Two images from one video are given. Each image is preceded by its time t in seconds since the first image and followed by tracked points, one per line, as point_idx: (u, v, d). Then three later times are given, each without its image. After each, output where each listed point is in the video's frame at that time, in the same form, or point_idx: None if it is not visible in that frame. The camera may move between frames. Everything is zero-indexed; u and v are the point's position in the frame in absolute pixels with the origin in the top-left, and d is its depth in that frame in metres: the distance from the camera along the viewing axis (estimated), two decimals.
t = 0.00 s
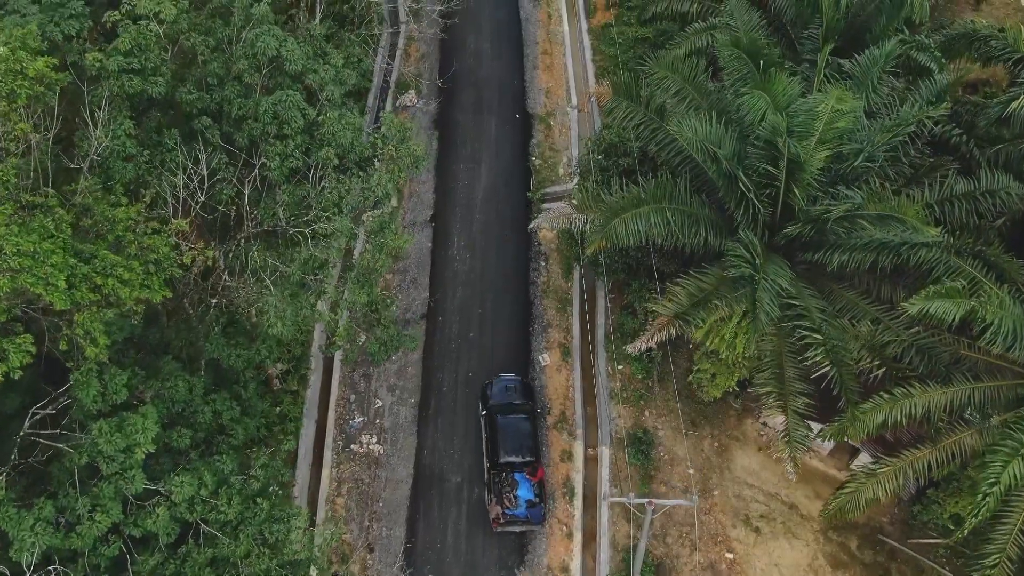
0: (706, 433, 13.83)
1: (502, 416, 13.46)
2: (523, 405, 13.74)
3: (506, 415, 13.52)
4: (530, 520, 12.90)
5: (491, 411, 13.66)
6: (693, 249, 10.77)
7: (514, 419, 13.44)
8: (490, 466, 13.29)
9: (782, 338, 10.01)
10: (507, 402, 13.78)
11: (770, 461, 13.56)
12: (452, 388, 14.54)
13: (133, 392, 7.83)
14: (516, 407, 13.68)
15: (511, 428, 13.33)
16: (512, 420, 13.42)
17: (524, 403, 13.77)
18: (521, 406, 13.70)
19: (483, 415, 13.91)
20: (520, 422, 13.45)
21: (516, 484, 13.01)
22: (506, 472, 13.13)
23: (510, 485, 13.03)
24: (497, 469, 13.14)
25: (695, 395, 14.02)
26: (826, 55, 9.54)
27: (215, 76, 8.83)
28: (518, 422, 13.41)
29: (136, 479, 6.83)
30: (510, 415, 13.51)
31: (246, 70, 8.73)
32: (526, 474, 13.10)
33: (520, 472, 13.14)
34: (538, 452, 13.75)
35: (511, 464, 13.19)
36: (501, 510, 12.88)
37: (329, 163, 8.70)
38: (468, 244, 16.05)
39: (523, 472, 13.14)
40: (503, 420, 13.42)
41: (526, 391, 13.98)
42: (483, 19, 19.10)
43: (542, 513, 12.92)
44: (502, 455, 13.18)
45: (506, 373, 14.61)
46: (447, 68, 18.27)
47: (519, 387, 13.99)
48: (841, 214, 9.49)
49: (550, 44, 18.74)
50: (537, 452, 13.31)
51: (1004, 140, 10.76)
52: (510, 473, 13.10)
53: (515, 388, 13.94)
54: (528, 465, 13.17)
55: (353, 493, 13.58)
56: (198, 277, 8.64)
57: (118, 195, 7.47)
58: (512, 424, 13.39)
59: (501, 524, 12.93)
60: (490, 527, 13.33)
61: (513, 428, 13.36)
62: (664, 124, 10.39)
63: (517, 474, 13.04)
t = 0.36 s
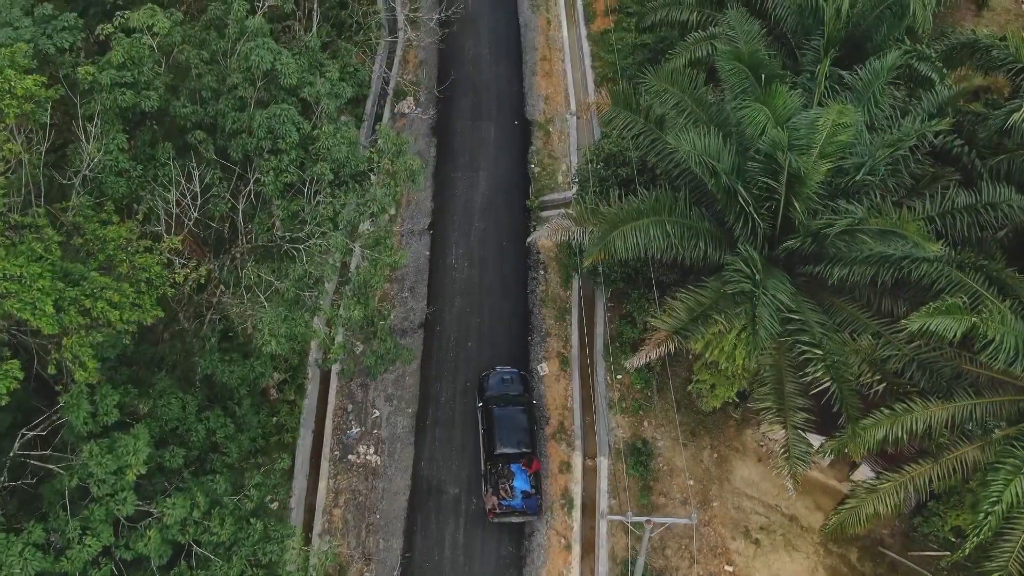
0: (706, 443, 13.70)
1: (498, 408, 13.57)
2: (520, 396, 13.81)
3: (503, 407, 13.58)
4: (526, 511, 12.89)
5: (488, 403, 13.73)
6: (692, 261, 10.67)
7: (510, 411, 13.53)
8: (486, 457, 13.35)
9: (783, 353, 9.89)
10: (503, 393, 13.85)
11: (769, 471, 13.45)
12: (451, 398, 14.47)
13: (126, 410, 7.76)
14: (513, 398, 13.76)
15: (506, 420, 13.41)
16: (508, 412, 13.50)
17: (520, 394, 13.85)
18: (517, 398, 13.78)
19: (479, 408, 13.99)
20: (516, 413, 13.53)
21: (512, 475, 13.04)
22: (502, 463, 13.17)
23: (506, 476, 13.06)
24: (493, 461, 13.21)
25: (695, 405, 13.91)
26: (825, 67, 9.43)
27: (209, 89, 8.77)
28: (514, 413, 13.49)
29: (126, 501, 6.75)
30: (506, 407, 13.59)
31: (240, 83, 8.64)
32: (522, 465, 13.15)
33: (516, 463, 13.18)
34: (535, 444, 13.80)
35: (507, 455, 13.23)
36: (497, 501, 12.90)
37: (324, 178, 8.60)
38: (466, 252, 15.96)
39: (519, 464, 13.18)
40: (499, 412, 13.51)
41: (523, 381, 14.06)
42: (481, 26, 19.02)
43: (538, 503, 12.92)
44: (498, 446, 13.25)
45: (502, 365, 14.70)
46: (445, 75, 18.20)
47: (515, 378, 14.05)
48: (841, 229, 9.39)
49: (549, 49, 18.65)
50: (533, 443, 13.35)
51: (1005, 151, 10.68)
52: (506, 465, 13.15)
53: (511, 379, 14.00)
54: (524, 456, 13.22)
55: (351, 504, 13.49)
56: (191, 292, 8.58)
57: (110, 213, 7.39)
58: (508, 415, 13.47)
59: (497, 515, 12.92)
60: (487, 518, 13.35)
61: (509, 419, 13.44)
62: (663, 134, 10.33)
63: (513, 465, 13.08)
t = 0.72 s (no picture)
0: (705, 455, 13.56)
1: (494, 399, 13.69)
2: (516, 388, 13.92)
3: (498, 398, 13.70)
4: (521, 501, 13.05)
5: (483, 394, 13.86)
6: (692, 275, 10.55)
7: (505, 402, 13.66)
8: (482, 448, 13.50)
9: (783, 371, 9.74)
10: (498, 385, 13.98)
11: (768, 484, 13.31)
12: (448, 410, 14.37)
13: (116, 432, 7.66)
14: (508, 390, 13.89)
15: (501, 411, 13.56)
16: (503, 403, 13.62)
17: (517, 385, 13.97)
18: (513, 389, 13.91)
19: (475, 399, 14.12)
20: (512, 403, 13.66)
21: (507, 466, 13.18)
22: (497, 454, 13.33)
23: (502, 466, 13.21)
24: (488, 452, 13.34)
25: (694, 416, 13.78)
26: (826, 82, 9.30)
27: (202, 104, 8.67)
28: (509, 404, 13.63)
29: (115, 528, 6.63)
30: (502, 399, 13.71)
31: (233, 98, 8.53)
32: (517, 456, 13.27)
33: (511, 454, 13.31)
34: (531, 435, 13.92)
35: (502, 446, 13.38)
36: (492, 491, 13.06)
37: (318, 196, 8.49)
38: (464, 262, 15.86)
39: (514, 455, 13.30)
40: (495, 403, 13.64)
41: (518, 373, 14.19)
42: (479, 32, 18.90)
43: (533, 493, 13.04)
44: (493, 437, 13.39)
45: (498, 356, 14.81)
46: (444, 82, 18.12)
47: (511, 369, 14.20)
48: (841, 246, 9.29)
49: (548, 56, 18.53)
50: (528, 434, 13.47)
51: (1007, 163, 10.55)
52: (501, 455, 13.28)
53: (507, 371, 14.14)
54: (519, 447, 13.33)
55: (347, 517, 13.36)
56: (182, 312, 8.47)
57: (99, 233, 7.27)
58: (504, 406, 13.61)
59: (493, 505, 13.10)
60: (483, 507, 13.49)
61: (504, 411, 13.60)
62: (662, 147, 10.22)
63: (508, 456, 13.23)
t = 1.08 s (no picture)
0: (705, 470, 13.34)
1: (489, 390, 13.69)
2: (512, 379, 13.95)
3: (494, 388, 13.71)
4: (516, 491, 13.06)
5: (479, 385, 13.88)
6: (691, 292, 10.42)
7: (501, 393, 13.64)
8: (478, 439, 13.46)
9: (783, 393, 9.57)
10: (494, 376, 14.01)
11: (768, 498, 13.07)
12: (445, 423, 14.25)
13: (106, 459, 7.55)
14: (504, 380, 13.91)
15: (497, 401, 13.51)
16: (499, 394, 13.61)
17: (513, 376, 14.00)
18: (509, 380, 13.92)
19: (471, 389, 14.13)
20: (508, 393, 13.65)
21: (502, 456, 13.17)
22: (492, 444, 13.31)
23: (497, 457, 13.18)
24: (483, 442, 13.32)
25: (694, 430, 13.59)
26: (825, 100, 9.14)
27: (193, 122, 8.55)
28: (505, 395, 13.61)
29: (103, 559, 6.48)
30: (498, 389, 13.70)
31: (225, 116, 8.39)
32: (512, 446, 13.26)
33: (507, 444, 13.30)
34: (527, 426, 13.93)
35: (497, 437, 13.37)
36: (487, 482, 13.04)
37: (310, 216, 8.34)
38: (461, 273, 15.73)
39: (509, 445, 13.30)
40: (491, 393, 13.63)
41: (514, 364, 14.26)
42: (478, 40, 18.76)
43: (528, 483, 13.05)
44: (488, 428, 13.37)
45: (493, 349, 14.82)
46: (442, 90, 17.98)
47: (507, 361, 14.28)
48: (842, 266, 9.17)
49: (547, 64, 18.39)
50: (523, 425, 13.46)
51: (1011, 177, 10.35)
52: (497, 446, 13.28)
53: (503, 363, 14.21)
54: (514, 438, 13.32)
55: (343, 532, 13.26)
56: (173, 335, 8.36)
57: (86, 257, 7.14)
58: (499, 396, 13.59)
59: (488, 495, 13.10)
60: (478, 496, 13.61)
61: (500, 402, 13.57)
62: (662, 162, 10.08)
63: (503, 446, 13.22)
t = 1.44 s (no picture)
0: (705, 486, 13.15)
1: (485, 381, 13.83)
2: (507, 370, 14.04)
3: (489, 379, 13.85)
4: (511, 480, 13.11)
5: (474, 376, 13.99)
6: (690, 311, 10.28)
7: (496, 384, 13.76)
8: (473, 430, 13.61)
9: (783, 417, 9.43)
10: (490, 368, 14.12)
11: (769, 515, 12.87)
12: (442, 439, 14.12)
13: (93, 489, 7.40)
14: (499, 371, 14.02)
15: (491, 392, 13.65)
16: (494, 385, 13.74)
17: (508, 367, 14.10)
18: (504, 371, 14.03)
19: (466, 381, 14.24)
20: (503, 384, 13.77)
21: (497, 446, 13.29)
22: (488, 435, 13.43)
23: (492, 447, 13.32)
24: (478, 433, 13.46)
25: (693, 446, 13.40)
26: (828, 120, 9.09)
27: (184, 143, 8.41)
28: (500, 386, 13.73)
29: None
30: (493, 381, 13.83)
31: (215, 137, 8.24)
32: (507, 436, 13.39)
33: (501, 435, 13.42)
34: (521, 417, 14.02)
35: (492, 428, 13.50)
36: (482, 471, 13.15)
37: (301, 239, 8.19)
38: (459, 286, 15.57)
39: (504, 436, 13.42)
40: (486, 384, 13.78)
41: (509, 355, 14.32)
42: (476, 49, 18.63)
43: (523, 472, 13.12)
44: (483, 418, 13.53)
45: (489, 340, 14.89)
46: (440, 100, 17.85)
47: (503, 352, 14.31)
48: (843, 289, 9.04)
49: (545, 73, 18.24)
50: (518, 415, 13.59)
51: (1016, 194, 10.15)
52: (492, 436, 13.39)
53: (499, 354, 14.25)
54: (509, 428, 13.46)
55: (339, 549, 13.13)
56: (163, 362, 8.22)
57: (73, 285, 7.00)
58: (494, 387, 13.71)
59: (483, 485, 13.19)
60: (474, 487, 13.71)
61: (494, 392, 13.69)
62: (660, 179, 9.94)
63: (498, 437, 13.34)
